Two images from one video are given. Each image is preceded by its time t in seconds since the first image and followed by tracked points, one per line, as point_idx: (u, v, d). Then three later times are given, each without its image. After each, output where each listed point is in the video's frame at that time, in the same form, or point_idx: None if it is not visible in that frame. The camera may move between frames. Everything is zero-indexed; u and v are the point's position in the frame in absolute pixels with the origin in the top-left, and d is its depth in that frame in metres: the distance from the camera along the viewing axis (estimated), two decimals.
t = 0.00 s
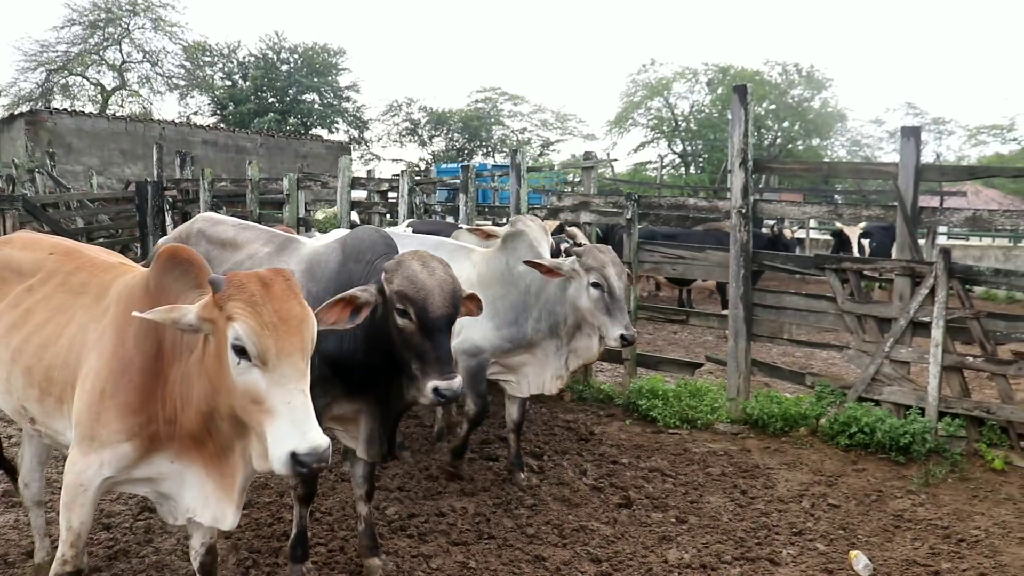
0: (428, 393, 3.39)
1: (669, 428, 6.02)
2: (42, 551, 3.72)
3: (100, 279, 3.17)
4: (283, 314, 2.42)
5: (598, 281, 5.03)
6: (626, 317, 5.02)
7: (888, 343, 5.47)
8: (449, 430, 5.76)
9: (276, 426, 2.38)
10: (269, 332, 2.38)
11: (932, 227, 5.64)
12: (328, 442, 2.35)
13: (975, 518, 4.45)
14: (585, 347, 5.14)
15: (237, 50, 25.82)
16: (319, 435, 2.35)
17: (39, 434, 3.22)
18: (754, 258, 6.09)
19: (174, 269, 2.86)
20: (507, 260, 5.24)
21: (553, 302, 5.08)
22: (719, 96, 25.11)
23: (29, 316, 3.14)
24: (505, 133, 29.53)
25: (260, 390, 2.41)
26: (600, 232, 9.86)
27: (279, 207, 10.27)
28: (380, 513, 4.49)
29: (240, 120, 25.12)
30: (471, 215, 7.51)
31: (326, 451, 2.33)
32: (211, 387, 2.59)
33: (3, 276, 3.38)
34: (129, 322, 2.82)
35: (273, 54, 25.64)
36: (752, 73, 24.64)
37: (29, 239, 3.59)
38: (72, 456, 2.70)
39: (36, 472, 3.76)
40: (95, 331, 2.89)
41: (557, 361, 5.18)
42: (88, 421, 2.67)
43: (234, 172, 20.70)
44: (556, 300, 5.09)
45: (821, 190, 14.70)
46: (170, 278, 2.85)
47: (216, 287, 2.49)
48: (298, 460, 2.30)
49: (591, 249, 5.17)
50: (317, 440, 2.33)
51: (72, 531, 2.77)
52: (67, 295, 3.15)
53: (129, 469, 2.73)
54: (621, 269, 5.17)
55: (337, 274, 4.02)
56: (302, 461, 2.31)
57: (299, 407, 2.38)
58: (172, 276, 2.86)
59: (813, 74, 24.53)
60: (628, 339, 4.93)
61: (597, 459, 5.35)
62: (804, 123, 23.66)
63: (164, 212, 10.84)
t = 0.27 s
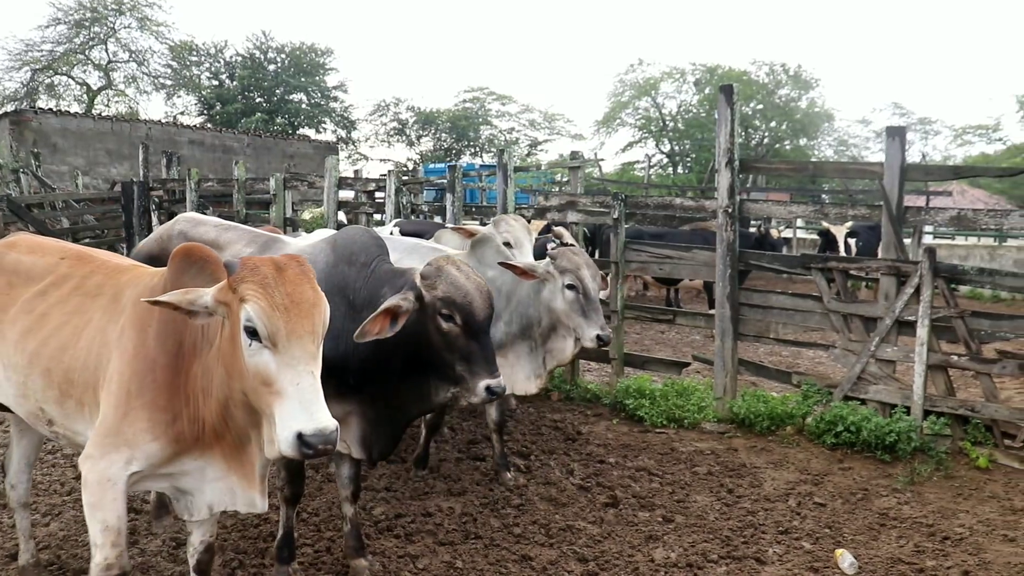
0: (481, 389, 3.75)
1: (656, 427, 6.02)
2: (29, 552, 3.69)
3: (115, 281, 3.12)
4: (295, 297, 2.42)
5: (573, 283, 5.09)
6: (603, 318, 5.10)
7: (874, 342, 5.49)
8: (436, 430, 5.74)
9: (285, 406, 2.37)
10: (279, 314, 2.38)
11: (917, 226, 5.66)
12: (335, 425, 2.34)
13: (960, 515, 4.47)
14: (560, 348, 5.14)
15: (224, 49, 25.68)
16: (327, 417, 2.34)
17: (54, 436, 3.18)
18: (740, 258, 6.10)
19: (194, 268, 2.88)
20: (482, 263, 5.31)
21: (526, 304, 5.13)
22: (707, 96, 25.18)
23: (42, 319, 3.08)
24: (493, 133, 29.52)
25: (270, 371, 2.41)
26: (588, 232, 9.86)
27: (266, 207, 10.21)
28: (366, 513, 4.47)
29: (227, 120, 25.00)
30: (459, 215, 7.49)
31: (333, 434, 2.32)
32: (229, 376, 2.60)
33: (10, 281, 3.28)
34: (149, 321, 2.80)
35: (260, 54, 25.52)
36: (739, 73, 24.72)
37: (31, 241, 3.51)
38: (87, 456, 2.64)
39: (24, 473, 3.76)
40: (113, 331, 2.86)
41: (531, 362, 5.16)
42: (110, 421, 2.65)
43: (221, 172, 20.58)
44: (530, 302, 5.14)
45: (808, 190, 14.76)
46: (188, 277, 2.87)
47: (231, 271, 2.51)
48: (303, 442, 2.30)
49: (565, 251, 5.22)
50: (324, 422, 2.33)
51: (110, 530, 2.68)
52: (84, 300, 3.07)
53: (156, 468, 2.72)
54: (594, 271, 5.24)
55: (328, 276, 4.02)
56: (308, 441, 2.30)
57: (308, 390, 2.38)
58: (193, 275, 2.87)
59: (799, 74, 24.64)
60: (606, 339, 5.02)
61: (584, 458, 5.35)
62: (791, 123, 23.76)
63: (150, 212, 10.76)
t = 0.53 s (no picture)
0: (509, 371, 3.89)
1: (647, 426, 6.02)
2: (18, 555, 3.64)
3: (119, 282, 3.09)
4: (299, 307, 2.39)
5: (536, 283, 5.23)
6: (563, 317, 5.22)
7: (864, 340, 5.50)
8: (428, 430, 5.72)
9: (286, 418, 2.36)
10: (282, 325, 2.36)
11: (907, 224, 5.66)
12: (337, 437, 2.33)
13: (950, 512, 4.48)
14: (525, 346, 5.30)
15: (214, 50, 25.57)
16: (328, 430, 2.33)
17: (61, 438, 3.18)
18: (731, 257, 6.11)
19: (202, 267, 2.86)
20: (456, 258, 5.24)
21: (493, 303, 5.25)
22: (697, 94, 25.24)
23: (46, 323, 3.05)
24: (483, 133, 29.51)
25: (272, 382, 2.39)
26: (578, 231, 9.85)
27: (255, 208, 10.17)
28: (358, 514, 4.46)
29: (217, 120, 24.89)
30: (449, 215, 7.47)
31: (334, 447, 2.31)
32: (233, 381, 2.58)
33: (11, 287, 3.25)
34: (159, 321, 2.79)
35: (250, 54, 25.42)
36: (729, 72, 24.79)
37: (29, 245, 3.47)
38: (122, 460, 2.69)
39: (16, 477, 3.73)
40: (125, 332, 2.85)
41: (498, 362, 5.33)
42: (133, 423, 2.68)
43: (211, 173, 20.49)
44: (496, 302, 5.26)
45: (796, 188, 14.82)
46: (198, 277, 2.85)
47: (234, 279, 2.47)
48: (303, 455, 2.29)
49: (530, 252, 5.39)
50: (325, 435, 2.32)
51: (187, 523, 2.69)
52: (90, 301, 3.06)
53: (181, 466, 2.74)
54: (559, 271, 5.39)
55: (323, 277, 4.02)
56: (307, 454, 2.29)
57: (310, 402, 2.36)
58: (202, 274, 2.86)
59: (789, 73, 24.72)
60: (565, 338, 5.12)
61: (575, 458, 5.34)
62: (781, 122, 23.83)
63: (139, 214, 10.70)
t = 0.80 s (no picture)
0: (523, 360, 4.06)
1: (644, 426, 6.02)
2: (13, 554, 3.62)
3: (131, 277, 3.05)
4: (298, 307, 2.36)
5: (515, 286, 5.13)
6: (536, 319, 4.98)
7: (860, 339, 5.50)
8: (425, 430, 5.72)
9: (285, 420, 2.33)
10: (281, 326, 2.33)
11: (903, 223, 5.67)
12: (335, 440, 2.28)
13: (946, 511, 4.49)
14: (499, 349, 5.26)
15: (210, 50, 25.52)
16: (326, 432, 2.28)
17: (69, 437, 3.14)
18: (727, 257, 6.11)
19: (216, 262, 2.83)
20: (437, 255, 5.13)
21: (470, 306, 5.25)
22: (693, 94, 25.27)
23: (57, 320, 3.01)
24: (480, 133, 29.50)
25: (272, 383, 2.36)
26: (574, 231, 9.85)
27: (252, 208, 10.15)
28: (354, 514, 4.45)
29: (213, 120, 24.85)
30: (445, 215, 7.46)
31: (332, 450, 2.27)
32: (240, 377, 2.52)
33: (24, 286, 3.22)
34: (172, 314, 2.75)
35: (246, 54, 25.37)
36: (726, 72, 24.81)
37: (37, 244, 3.44)
38: (139, 455, 2.66)
39: (16, 477, 3.72)
40: (137, 327, 2.81)
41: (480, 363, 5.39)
42: (146, 417, 2.65)
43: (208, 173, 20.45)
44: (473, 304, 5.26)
45: (793, 188, 14.83)
46: (211, 273, 2.81)
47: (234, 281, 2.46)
48: (300, 458, 2.25)
49: (510, 255, 5.31)
50: (323, 437, 2.27)
51: (180, 528, 2.70)
52: (102, 296, 3.02)
53: (196, 460, 2.70)
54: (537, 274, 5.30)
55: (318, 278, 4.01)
56: (305, 458, 2.25)
57: (308, 403, 2.32)
58: (215, 268, 2.82)
59: (786, 73, 24.74)
60: (534, 340, 4.78)
61: (572, 458, 5.34)
62: (777, 121, 23.85)
63: (136, 214, 10.68)
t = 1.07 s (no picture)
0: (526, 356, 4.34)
1: (650, 426, 6.02)
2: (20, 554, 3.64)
3: (153, 278, 3.05)
4: (292, 281, 2.40)
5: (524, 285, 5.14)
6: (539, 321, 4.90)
7: (867, 340, 5.49)
8: (430, 430, 5.73)
9: (276, 393, 2.33)
10: (275, 298, 2.37)
11: (910, 224, 5.64)
12: (324, 414, 2.27)
13: (953, 513, 4.48)
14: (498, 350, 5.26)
15: (217, 50, 25.59)
16: (313, 405, 2.27)
17: (94, 439, 3.12)
18: (733, 257, 6.09)
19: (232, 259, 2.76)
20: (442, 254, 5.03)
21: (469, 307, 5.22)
22: (700, 94, 25.23)
23: (82, 321, 3.01)
24: (486, 132, 29.51)
25: (265, 357, 2.38)
26: (581, 231, 9.85)
27: (259, 208, 10.17)
28: (360, 513, 4.46)
29: (220, 120, 24.92)
30: (451, 215, 7.46)
31: (320, 424, 2.25)
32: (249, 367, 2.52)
33: (50, 289, 3.23)
34: (192, 314, 2.75)
35: (253, 54, 25.42)
36: (732, 72, 24.76)
37: (62, 246, 3.43)
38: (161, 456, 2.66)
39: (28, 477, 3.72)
40: (158, 328, 2.81)
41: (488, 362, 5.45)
42: (167, 417, 2.65)
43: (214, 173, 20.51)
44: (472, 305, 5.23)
45: (800, 188, 14.79)
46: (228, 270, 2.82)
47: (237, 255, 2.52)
48: (286, 431, 2.24)
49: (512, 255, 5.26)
50: (310, 410, 2.26)
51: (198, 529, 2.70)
52: (124, 297, 3.02)
53: (219, 460, 2.69)
54: (537, 274, 5.28)
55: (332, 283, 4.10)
56: (292, 429, 2.24)
57: (299, 376, 2.32)
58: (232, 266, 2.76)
59: (793, 73, 24.67)
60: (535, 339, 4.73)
61: (578, 458, 5.34)
62: (784, 121, 23.78)
63: (143, 213, 10.71)
